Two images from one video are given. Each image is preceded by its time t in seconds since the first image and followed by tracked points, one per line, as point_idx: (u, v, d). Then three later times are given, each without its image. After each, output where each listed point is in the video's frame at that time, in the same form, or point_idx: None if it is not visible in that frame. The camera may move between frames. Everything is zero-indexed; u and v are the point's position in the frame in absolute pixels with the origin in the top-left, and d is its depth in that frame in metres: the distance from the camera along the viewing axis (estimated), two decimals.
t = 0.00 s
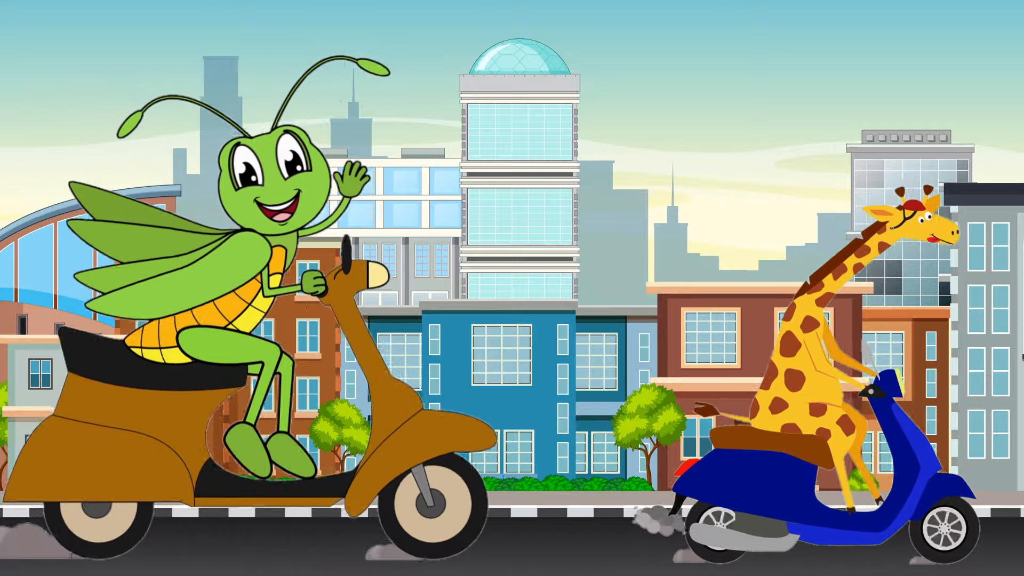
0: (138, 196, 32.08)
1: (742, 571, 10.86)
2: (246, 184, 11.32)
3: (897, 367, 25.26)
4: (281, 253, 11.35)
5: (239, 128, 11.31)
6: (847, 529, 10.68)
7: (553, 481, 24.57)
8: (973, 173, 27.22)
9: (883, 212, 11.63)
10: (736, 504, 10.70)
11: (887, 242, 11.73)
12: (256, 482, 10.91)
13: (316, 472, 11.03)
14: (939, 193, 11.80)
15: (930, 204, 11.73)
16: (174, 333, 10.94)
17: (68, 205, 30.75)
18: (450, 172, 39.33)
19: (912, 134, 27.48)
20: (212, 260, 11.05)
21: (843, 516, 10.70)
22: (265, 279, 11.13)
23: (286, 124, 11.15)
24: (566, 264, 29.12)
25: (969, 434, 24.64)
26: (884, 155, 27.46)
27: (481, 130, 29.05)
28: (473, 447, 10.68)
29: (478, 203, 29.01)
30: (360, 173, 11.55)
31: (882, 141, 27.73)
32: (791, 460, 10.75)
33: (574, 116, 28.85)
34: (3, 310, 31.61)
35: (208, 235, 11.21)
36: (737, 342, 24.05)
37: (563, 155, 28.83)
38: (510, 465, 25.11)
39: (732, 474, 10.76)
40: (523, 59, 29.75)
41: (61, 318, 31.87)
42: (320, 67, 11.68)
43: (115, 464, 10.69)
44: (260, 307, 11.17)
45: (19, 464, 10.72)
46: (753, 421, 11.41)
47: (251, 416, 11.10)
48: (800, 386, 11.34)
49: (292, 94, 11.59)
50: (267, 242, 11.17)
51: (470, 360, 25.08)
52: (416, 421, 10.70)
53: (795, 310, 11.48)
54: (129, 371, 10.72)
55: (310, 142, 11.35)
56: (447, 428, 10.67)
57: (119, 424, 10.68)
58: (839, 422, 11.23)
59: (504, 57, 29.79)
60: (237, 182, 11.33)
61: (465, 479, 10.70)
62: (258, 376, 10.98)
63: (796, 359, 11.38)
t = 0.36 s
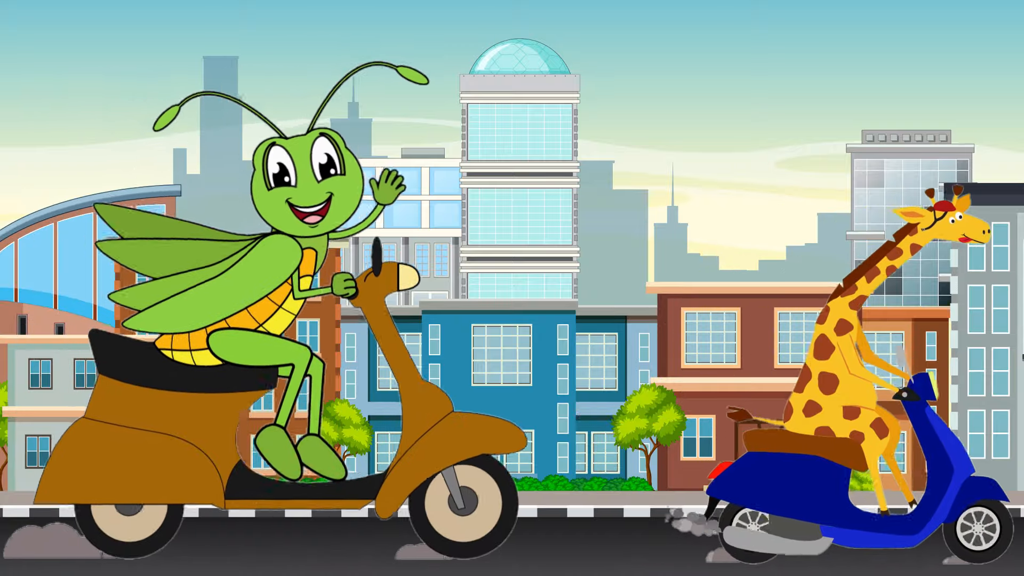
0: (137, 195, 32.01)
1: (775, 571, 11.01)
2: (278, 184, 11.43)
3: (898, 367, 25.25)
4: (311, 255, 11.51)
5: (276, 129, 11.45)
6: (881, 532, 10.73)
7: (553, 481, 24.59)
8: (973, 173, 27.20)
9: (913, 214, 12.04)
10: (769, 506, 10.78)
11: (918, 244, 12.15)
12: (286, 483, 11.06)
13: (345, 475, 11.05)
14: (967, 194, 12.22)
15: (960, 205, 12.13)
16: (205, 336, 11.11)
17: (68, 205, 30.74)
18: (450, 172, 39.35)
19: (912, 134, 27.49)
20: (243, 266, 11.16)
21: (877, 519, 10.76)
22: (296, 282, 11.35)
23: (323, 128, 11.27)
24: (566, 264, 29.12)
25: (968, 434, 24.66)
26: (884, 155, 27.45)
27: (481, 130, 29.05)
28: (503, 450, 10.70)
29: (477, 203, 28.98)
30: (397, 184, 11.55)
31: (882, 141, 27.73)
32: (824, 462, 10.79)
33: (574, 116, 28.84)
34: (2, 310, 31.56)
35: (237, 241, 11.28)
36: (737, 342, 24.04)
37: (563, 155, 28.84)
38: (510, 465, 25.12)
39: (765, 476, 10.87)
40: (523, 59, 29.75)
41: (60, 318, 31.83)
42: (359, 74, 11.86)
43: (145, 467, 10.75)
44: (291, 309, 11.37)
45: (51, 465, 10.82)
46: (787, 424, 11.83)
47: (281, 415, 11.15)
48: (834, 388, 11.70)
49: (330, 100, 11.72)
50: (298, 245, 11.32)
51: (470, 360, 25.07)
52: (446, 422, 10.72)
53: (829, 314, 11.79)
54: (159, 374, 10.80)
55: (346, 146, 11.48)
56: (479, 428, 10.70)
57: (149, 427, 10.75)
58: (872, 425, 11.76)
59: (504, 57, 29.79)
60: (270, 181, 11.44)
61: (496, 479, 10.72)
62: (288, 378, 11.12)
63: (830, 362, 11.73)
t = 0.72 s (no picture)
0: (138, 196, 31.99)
1: (810, 571, 11.00)
2: (311, 174, 11.29)
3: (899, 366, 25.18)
4: (342, 247, 11.30)
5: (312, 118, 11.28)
6: (915, 532, 10.73)
7: (553, 481, 24.59)
8: (973, 173, 27.22)
9: (942, 212, 11.81)
10: (801, 506, 10.82)
11: (950, 242, 11.91)
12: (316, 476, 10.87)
13: (376, 467, 10.92)
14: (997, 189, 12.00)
15: (989, 200, 11.91)
16: (234, 327, 10.93)
17: (68, 205, 30.78)
18: (451, 172, 39.35)
19: (912, 134, 27.54)
20: (273, 254, 11.12)
21: (911, 519, 10.76)
22: (327, 272, 11.16)
23: (359, 120, 11.11)
24: (566, 264, 29.10)
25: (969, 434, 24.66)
26: (884, 155, 27.47)
27: (481, 130, 29.04)
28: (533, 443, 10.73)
29: (477, 203, 29.02)
30: (434, 187, 11.94)
31: (882, 141, 27.77)
32: (857, 463, 10.89)
33: (574, 116, 28.81)
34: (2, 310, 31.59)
35: (269, 228, 11.24)
36: (737, 342, 24.02)
37: (563, 155, 28.86)
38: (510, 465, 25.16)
39: (798, 477, 10.90)
40: (523, 59, 29.76)
41: (61, 318, 31.86)
42: (399, 67, 11.68)
43: (178, 459, 10.73)
44: (321, 301, 11.20)
45: (80, 457, 10.75)
46: (821, 425, 11.55)
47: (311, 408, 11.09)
48: (868, 389, 11.48)
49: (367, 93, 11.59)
50: (328, 236, 11.24)
51: (470, 359, 25.07)
52: (474, 416, 10.69)
53: (861, 314, 11.64)
54: (189, 366, 10.77)
55: (381, 139, 11.32)
56: (509, 424, 10.65)
57: (179, 418, 10.71)
58: (906, 425, 11.41)
59: (504, 57, 29.80)
60: (303, 171, 11.30)
61: (528, 478, 10.72)
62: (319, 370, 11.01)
63: (864, 362, 11.51)
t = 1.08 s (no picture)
0: (137, 196, 31.98)
1: (845, 570, 10.97)
2: (340, 181, 11.25)
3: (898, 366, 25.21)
4: (373, 253, 11.20)
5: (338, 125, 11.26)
6: (948, 528, 10.48)
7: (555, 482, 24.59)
8: (973, 173, 27.20)
9: (973, 205, 11.29)
10: (835, 503, 10.72)
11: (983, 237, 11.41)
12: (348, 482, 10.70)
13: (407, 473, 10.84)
14: None
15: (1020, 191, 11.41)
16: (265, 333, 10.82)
17: (68, 205, 30.80)
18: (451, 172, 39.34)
19: (912, 134, 27.54)
20: (303, 263, 10.89)
21: (944, 515, 10.52)
22: (357, 279, 10.94)
23: (386, 125, 11.09)
24: (566, 264, 29.10)
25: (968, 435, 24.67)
26: (884, 155, 27.47)
27: (481, 130, 29.00)
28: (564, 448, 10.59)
29: (478, 203, 29.07)
30: (459, 182, 11.73)
31: (882, 141, 27.77)
32: (891, 459, 10.68)
33: (574, 116, 28.80)
34: (2, 310, 31.61)
35: (297, 240, 10.99)
36: (737, 342, 24.01)
37: (563, 155, 28.85)
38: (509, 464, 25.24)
39: (831, 473, 10.80)
40: (523, 59, 29.74)
41: (60, 318, 31.87)
42: (422, 69, 11.65)
43: (208, 465, 10.60)
44: (352, 307, 11.00)
45: (111, 463, 10.61)
46: (854, 421, 11.11)
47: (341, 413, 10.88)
48: (902, 384, 10.98)
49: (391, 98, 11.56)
50: (359, 244, 11.02)
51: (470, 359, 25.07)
52: (507, 421, 10.58)
53: (896, 310, 11.16)
54: (219, 372, 10.60)
55: (407, 144, 11.30)
56: (539, 429, 10.56)
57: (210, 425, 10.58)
58: (941, 421, 10.84)
59: (503, 57, 29.80)
60: (331, 178, 11.25)
61: (559, 480, 10.64)
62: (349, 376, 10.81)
63: (898, 358, 11.03)
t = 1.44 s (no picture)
0: (136, 196, 31.98)
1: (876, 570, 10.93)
2: (368, 181, 11.17)
3: (897, 366, 25.20)
4: (402, 252, 11.06)
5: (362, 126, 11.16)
6: (982, 533, 10.30)
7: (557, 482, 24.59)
8: (973, 173, 27.18)
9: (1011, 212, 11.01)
10: (868, 507, 10.48)
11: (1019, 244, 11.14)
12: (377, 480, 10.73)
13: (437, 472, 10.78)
14: None
15: None
16: (296, 331, 10.73)
17: (68, 205, 30.80)
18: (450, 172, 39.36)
19: (912, 134, 27.52)
20: (334, 258, 10.85)
21: (979, 520, 10.33)
22: (387, 277, 10.91)
23: (409, 123, 10.98)
24: (566, 264, 29.14)
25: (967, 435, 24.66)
26: (884, 155, 27.48)
27: (481, 130, 29.04)
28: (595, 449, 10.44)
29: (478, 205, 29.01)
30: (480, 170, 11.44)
31: (882, 141, 27.74)
32: (925, 464, 10.45)
33: (574, 116, 28.81)
34: (2, 310, 31.63)
35: (329, 232, 11.01)
36: (737, 342, 23.99)
37: (563, 155, 28.83)
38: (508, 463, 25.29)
39: (865, 478, 10.56)
40: (523, 59, 29.72)
41: (60, 318, 31.87)
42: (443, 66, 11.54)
43: (239, 464, 10.53)
44: (382, 305, 10.93)
45: (141, 462, 10.56)
46: (888, 425, 10.90)
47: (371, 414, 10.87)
48: (936, 389, 10.76)
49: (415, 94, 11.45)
50: (388, 241, 10.97)
51: (470, 359, 25.08)
52: (537, 420, 10.47)
53: (929, 315, 10.94)
54: (250, 370, 10.52)
55: (433, 140, 11.17)
56: (570, 427, 10.44)
57: (241, 423, 10.49)
58: (974, 426, 10.66)
59: (503, 58, 29.80)
60: (359, 179, 11.18)
61: (589, 480, 10.52)
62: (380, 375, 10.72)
63: (931, 362, 10.79)
